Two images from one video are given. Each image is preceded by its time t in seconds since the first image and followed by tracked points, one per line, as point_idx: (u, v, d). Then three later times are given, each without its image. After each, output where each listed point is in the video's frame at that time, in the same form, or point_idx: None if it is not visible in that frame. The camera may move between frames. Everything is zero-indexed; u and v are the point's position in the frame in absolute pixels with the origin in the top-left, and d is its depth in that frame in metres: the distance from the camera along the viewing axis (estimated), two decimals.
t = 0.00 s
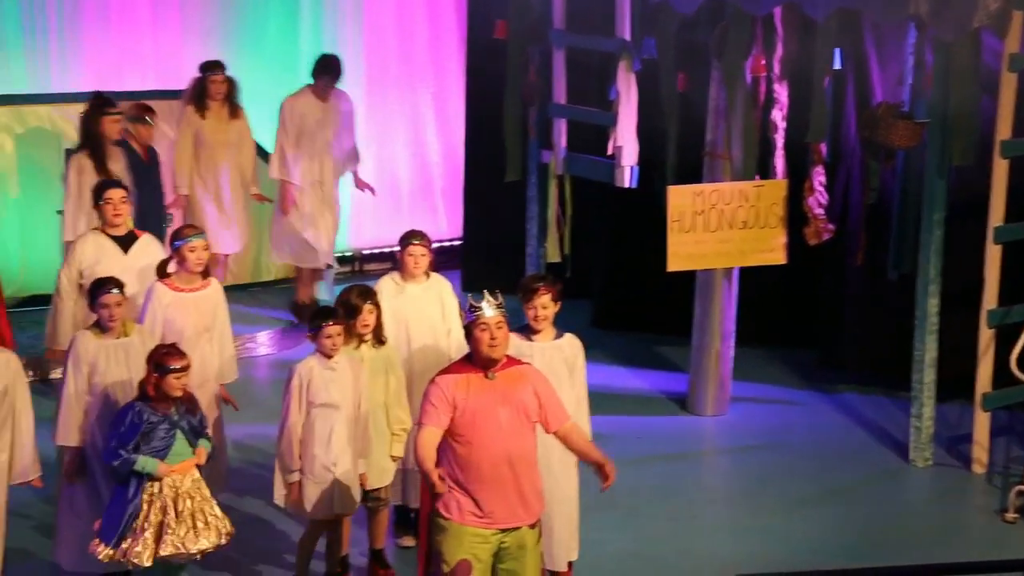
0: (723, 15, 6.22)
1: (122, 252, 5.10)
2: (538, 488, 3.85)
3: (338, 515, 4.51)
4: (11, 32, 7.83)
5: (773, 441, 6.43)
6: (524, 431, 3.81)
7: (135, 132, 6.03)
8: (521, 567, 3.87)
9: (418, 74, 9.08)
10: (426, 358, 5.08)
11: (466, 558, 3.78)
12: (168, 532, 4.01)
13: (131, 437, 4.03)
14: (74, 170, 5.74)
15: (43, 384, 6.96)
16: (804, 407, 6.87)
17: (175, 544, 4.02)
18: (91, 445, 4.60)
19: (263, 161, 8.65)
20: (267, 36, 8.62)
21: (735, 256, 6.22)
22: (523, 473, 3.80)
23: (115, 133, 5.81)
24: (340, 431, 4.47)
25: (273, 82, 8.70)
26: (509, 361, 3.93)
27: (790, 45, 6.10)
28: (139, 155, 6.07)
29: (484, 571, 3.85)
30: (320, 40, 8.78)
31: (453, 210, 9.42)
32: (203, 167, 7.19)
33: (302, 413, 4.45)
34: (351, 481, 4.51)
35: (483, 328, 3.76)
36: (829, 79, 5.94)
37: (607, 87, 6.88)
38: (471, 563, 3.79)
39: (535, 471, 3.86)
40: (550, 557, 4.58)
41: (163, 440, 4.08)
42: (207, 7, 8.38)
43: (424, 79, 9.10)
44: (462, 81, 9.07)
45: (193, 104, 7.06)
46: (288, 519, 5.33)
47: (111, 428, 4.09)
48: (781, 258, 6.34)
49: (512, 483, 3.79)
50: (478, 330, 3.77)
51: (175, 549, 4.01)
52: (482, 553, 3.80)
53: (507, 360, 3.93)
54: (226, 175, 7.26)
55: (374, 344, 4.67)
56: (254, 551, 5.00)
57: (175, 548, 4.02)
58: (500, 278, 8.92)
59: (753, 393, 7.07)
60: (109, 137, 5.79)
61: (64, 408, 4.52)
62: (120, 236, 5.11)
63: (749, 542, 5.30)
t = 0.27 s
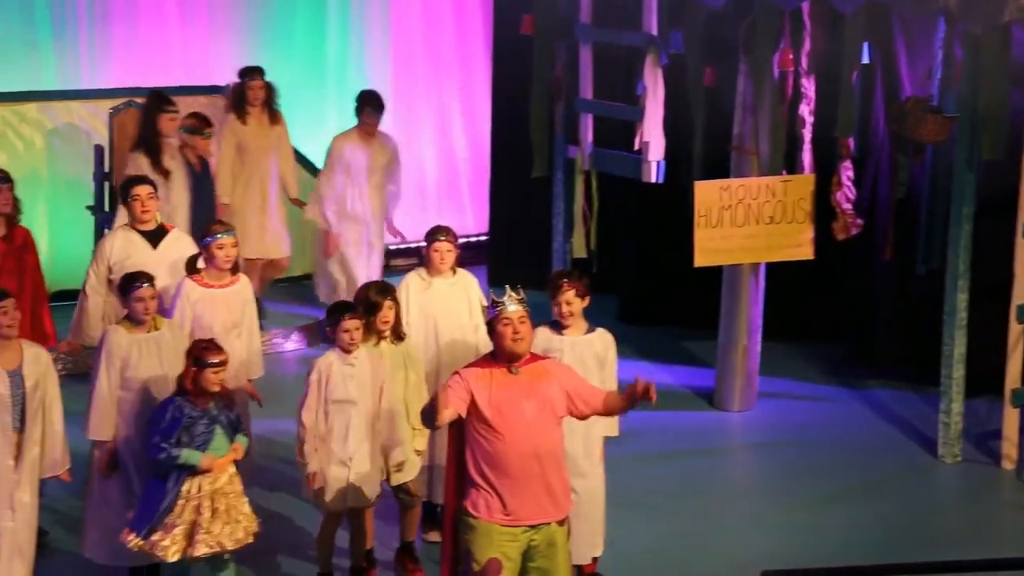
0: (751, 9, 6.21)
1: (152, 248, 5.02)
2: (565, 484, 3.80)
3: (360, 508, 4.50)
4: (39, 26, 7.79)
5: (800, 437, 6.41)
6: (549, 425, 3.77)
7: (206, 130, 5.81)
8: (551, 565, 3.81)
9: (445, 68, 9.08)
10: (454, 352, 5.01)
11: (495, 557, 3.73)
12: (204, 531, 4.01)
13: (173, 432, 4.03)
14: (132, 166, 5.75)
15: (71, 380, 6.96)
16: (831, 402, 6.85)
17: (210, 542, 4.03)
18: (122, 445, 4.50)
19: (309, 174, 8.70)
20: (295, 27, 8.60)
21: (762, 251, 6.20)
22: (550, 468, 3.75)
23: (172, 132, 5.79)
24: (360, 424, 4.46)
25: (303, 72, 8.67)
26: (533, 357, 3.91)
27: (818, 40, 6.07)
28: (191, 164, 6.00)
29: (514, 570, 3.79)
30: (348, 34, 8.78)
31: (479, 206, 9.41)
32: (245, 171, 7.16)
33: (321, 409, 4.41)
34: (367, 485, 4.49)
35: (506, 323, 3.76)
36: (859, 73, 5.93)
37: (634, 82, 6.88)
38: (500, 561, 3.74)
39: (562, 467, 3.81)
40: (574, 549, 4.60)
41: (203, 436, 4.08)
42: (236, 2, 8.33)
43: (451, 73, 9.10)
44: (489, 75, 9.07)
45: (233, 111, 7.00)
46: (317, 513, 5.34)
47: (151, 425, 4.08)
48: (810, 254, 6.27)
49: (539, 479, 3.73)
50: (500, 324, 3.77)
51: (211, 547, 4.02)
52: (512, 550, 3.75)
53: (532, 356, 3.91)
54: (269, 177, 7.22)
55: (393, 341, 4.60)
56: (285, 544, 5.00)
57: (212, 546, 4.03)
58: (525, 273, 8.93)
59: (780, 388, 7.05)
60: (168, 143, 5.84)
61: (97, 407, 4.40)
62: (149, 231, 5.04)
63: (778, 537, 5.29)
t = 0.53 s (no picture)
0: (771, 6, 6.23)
1: (168, 246, 4.96)
2: (586, 477, 3.75)
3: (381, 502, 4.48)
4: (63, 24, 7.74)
5: (821, 433, 6.41)
6: (568, 419, 3.72)
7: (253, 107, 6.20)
8: (573, 560, 3.78)
9: (466, 66, 9.02)
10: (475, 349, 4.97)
11: (518, 552, 3.69)
12: (268, 517, 4.04)
13: (217, 430, 4.03)
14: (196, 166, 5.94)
15: (94, 375, 6.99)
16: (853, 399, 6.84)
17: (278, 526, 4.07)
18: (153, 442, 4.46)
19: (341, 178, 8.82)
20: (314, 26, 8.53)
21: (783, 248, 6.17)
22: (569, 461, 3.71)
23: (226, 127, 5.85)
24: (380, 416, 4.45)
25: (323, 69, 8.63)
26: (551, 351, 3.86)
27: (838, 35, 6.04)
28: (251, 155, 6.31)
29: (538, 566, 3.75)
30: (367, 35, 8.71)
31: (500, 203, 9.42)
32: (286, 173, 7.04)
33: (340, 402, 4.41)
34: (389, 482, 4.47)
35: (525, 321, 3.72)
36: (880, 70, 5.93)
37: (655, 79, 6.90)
38: (523, 555, 3.69)
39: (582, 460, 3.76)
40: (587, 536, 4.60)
41: (248, 429, 4.07)
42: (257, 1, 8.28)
43: (471, 71, 9.06)
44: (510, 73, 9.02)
45: (272, 111, 6.96)
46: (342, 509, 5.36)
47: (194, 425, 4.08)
48: (829, 251, 6.20)
49: (559, 472, 3.69)
50: (520, 322, 3.73)
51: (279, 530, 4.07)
52: (534, 544, 3.70)
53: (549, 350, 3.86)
54: (307, 178, 7.11)
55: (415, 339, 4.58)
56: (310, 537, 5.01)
57: (278, 529, 4.07)
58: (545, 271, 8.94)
59: (800, 385, 7.06)
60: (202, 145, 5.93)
61: (124, 405, 4.34)
62: (166, 230, 4.98)
63: (800, 532, 5.29)
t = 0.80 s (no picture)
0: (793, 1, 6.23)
1: (182, 244, 4.81)
2: (605, 481, 3.56)
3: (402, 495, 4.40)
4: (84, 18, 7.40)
5: (843, 431, 6.40)
6: (590, 426, 3.51)
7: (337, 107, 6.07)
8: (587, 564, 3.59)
9: (487, 60, 9.14)
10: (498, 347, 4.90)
11: (535, 552, 3.51)
12: (305, 511, 3.95)
13: (248, 424, 3.93)
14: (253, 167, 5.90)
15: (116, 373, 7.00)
16: (875, 397, 6.83)
17: (312, 521, 3.98)
18: (178, 441, 4.29)
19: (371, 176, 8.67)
20: (337, 23, 8.52)
21: (805, 244, 6.17)
22: (592, 467, 3.51)
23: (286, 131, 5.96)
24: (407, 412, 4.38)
25: (344, 64, 8.60)
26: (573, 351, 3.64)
27: (861, 31, 6.06)
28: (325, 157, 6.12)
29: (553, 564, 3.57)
30: (389, 33, 8.76)
31: (518, 200, 9.43)
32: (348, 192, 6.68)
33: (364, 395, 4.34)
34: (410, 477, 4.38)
35: (548, 322, 3.51)
36: (903, 66, 5.93)
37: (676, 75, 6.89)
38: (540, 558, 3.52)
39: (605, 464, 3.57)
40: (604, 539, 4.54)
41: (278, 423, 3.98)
42: None
43: (492, 65, 9.18)
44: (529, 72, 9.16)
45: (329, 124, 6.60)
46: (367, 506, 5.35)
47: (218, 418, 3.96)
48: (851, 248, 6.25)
49: (580, 477, 3.49)
50: (544, 324, 3.51)
51: (314, 525, 3.97)
52: (551, 549, 3.53)
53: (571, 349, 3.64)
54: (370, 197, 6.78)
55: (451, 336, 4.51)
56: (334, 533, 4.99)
57: (313, 523, 3.98)
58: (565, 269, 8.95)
59: (823, 383, 7.04)
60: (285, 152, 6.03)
61: (146, 407, 4.20)
62: (178, 227, 4.82)
63: (824, 529, 5.27)
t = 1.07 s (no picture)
0: None
1: (193, 241, 4.81)
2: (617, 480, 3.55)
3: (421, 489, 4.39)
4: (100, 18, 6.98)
5: (859, 429, 6.39)
6: (603, 428, 3.48)
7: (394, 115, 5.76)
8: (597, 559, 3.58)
9: (501, 58, 8.97)
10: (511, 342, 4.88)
11: (547, 548, 3.51)
12: (317, 510, 3.87)
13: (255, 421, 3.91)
14: (305, 168, 5.75)
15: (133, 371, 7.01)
16: (892, 395, 6.82)
17: (325, 521, 3.89)
18: (197, 436, 4.30)
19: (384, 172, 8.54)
20: (355, 24, 8.30)
21: (822, 243, 6.17)
22: (606, 467, 3.49)
23: (341, 131, 5.73)
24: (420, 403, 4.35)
25: (361, 63, 8.37)
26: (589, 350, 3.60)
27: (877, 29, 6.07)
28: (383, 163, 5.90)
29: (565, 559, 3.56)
30: (404, 30, 8.51)
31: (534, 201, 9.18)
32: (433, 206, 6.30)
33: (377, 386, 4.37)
34: (425, 469, 4.37)
35: (563, 321, 3.44)
36: (918, 64, 5.92)
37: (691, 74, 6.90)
38: (552, 553, 3.52)
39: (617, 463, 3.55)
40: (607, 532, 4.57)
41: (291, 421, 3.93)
42: None
43: (507, 64, 9.00)
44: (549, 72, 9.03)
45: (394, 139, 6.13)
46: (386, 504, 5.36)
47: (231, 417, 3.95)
48: (869, 245, 6.24)
49: (594, 477, 3.48)
50: (559, 323, 3.44)
51: (327, 525, 3.88)
52: (564, 546, 3.52)
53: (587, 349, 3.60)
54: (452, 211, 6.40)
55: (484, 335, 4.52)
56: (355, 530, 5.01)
57: (326, 523, 3.89)
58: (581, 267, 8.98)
59: (840, 381, 7.04)
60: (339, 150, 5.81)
61: (166, 402, 4.21)
62: (188, 226, 4.82)
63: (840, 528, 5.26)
